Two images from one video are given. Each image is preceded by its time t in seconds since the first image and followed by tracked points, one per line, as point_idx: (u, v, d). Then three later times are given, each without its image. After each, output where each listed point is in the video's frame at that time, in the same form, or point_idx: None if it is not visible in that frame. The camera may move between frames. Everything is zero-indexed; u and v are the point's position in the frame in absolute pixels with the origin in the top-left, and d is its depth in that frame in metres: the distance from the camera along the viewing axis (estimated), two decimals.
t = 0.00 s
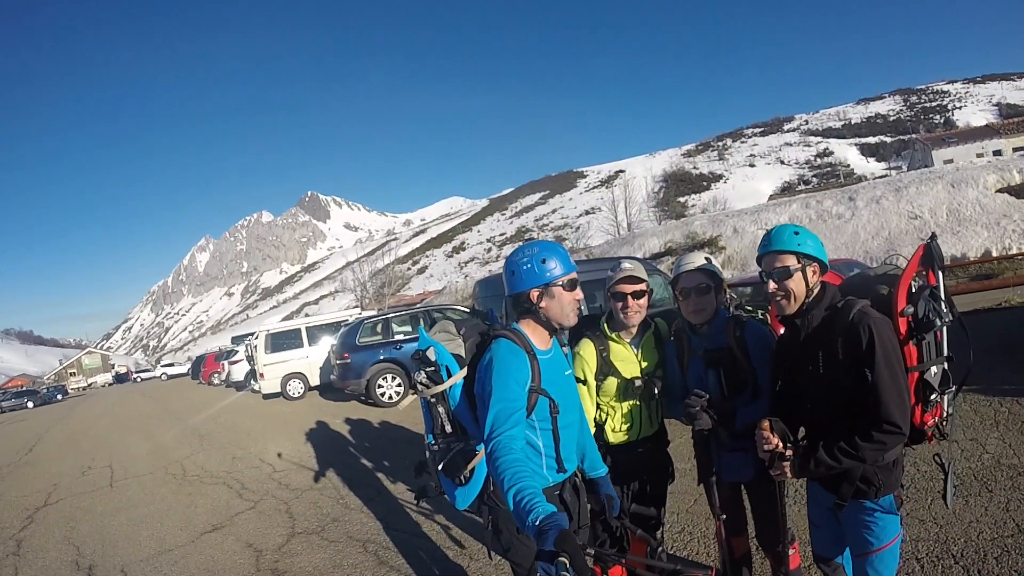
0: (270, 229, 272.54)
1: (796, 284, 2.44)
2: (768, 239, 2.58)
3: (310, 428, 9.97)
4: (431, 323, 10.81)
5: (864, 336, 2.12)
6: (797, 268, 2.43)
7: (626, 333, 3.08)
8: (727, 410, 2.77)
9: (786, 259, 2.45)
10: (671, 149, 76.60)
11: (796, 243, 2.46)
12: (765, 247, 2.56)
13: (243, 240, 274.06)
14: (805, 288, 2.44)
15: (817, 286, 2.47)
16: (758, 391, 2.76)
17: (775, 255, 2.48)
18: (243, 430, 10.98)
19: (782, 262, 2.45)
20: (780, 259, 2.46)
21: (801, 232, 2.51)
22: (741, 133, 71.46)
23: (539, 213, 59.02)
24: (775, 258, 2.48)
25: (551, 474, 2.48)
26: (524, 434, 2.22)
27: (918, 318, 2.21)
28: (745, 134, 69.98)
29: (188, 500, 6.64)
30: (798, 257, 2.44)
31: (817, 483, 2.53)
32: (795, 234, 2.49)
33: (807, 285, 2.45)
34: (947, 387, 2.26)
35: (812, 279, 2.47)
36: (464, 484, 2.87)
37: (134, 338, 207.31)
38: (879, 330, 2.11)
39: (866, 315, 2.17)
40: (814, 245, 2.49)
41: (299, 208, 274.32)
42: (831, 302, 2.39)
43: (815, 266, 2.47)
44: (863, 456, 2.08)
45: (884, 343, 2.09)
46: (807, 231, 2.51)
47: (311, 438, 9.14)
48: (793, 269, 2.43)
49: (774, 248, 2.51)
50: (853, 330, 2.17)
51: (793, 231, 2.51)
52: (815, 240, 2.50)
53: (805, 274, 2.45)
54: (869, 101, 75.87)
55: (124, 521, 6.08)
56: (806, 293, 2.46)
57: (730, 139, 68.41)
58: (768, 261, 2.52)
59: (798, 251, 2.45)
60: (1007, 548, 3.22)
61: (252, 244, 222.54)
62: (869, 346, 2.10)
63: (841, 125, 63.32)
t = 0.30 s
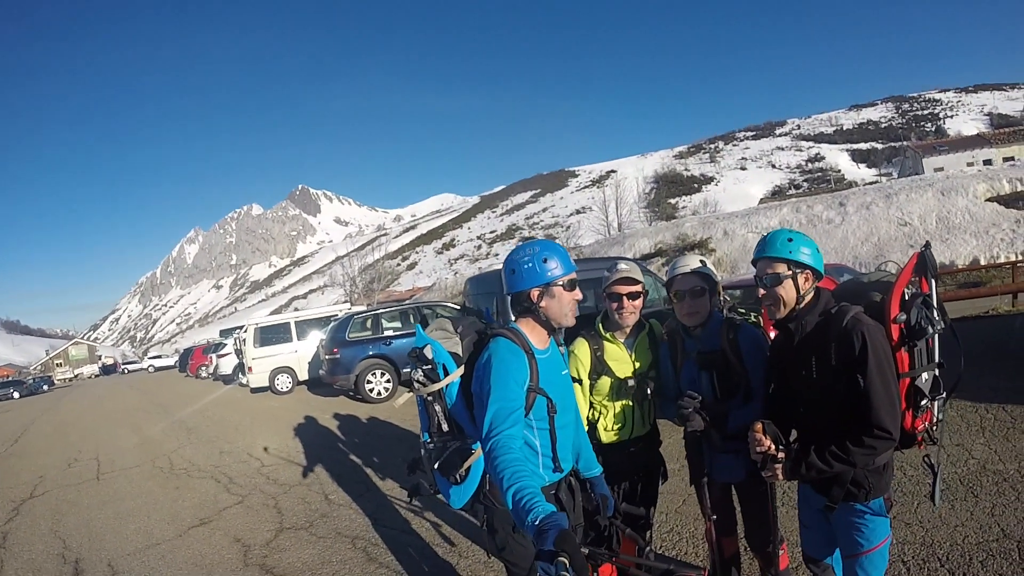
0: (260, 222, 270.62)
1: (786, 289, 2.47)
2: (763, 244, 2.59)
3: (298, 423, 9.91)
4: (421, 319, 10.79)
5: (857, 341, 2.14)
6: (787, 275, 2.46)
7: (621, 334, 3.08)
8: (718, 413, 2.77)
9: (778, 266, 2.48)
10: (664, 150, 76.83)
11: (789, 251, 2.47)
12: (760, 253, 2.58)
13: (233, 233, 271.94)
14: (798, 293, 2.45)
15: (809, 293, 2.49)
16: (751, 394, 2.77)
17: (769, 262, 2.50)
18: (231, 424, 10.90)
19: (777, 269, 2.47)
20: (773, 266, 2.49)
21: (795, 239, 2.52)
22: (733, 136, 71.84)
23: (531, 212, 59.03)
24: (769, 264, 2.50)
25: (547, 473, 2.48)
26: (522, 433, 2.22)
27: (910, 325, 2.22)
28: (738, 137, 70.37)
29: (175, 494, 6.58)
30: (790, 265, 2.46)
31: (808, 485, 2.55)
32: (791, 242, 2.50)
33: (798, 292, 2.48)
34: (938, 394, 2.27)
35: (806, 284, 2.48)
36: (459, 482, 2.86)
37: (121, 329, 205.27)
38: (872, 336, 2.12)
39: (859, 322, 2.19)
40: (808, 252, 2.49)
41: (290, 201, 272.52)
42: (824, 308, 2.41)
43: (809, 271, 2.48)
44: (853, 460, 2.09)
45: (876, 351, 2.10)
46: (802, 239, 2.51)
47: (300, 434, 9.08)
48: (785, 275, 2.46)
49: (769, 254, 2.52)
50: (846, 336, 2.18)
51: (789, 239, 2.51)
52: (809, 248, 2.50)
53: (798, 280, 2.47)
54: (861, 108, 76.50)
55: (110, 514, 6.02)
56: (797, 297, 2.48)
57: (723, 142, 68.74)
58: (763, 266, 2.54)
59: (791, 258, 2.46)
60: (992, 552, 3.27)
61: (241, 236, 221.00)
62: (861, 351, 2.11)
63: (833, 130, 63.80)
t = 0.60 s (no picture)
0: (255, 229, 270.24)
1: (780, 286, 2.47)
2: (756, 242, 2.59)
3: (296, 430, 9.88)
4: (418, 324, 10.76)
5: (853, 336, 2.14)
6: (780, 272, 2.46)
7: (617, 333, 3.10)
8: (716, 410, 2.77)
9: (770, 263, 2.48)
10: (657, 152, 77.05)
11: (782, 248, 2.47)
12: (753, 250, 2.57)
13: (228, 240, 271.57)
14: (792, 289, 2.45)
15: (803, 289, 2.49)
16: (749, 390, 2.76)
17: (761, 259, 2.51)
18: (228, 432, 10.85)
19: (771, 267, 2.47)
20: (765, 263, 2.49)
21: (787, 236, 2.52)
22: (727, 137, 72.09)
23: (526, 215, 59.10)
24: (762, 262, 2.50)
25: (547, 473, 2.47)
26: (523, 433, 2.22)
27: (905, 319, 2.23)
28: (731, 138, 70.66)
29: (174, 502, 6.55)
30: (782, 262, 2.46)
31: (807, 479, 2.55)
32: (784, 240, 2.50)
33: (791, 288, 2.48)
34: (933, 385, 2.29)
35: (799, 280, 2.48)
36: (459, 484, 2.84)
37: (116, 338, 204.44)
38: (867, 330, 2.13)
39: (854, 316, 2.19)
40: (802, 250, 2.48)
41: (285, 208, 272.23)
42: (819, 303, 2.41)
43: (802, 268, 2.47)
44: (853, 453, 2.10)
45: (871, 344, 2.11)
46: (795, 236, 2.51)
47: (298, 440, 9.05)
48: (777, 272, 2.46)
49: (762, 251, 2.52)
50: (842, 331, 2.19)
51: (781, 236, 2.51)
52: (802, 244, 2.50)
53: (791, 276, 2.46)
54: (853, 107, 76.91)
55: (109, 523, 5.98)
56: (791, 294, 2.48)
57: (717, 143, 68.98)
58: (756, 263, 2.55)
59: (783, 256, 2.46)
60: (992, 544, 3.27)
61: (237, 244, 220.47)
62: (856, 346, 2.12)
63: (826, 130, 64.08)
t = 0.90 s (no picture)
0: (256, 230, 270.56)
1: (781, 284, 2.47)
2: (757, 240, 2.58)
3: (298, 431, 9.89)
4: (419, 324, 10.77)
5: (854, 333, 2.15)
6: (781, 270, 2.46)
7: (618, 332, 3.10)
8: (718, 408, 2.76)
9: (771, 261, 2.47)
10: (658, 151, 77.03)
11: (783, 246, 2.46)
12: (754, 249, 2.56)
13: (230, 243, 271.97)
14: (792, 288, 2.45)
15: (804, 287, 2.49)
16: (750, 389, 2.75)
17: (763, 258, 2.50)
18: (230, 433, 10.86)
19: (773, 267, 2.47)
20: (766, 262, 2.49)
21: (788, 234, 2.51)
22: (727, 136, 72.10)
23: (526, 215, 59.10)
24: (763, 260, 2.50)
25: (549, 473, 2.48)
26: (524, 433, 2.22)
27: (907, 316, 2.23)
28: (732, 137, 70.68)
29: (176, 504, 6.55)
30: (782, 260, 2.45)
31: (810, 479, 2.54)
32: (786, 238, 2.48)
33: (792, 287, 2.48)
34: (937, 382, 2.28)
35: (801, 279, 2.47)
36: (460, 485, 2.84)
37: (118, 340, 204.42)
38: (868, 329, 2.13)
39: (856, 314, 2.20)
40: (803, 248, 2.48)
41: (286, 209, 272.51)
42: (821, 302, 2.42)
43: (804, 266, 2.47)
44: (855, 451, 2.09)
45: (872, 341, 2.12)
46: (796, 235, 2.51)
47: (300, 441, 9.06)
48: (778, 271, 2.45)
49: (763, 250, 2.51)
50: (843, 328, 2.20)
51: (782, 235, 2.50)
52: (803, 243, 2.50)
53: (792, 275, 2.46)
54: (853, 105, 76.88)
55: (111, 525, 5.99)
56: (792, 292, 2.48)
57: (717, 142, 68.97)
58: (758, 262, 2.54)
59: (784, 254, 2.44)
60: (994, 542, 3.27)
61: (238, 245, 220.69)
62: (856, 343, 2.13)
63: (826, 128, 64.01)
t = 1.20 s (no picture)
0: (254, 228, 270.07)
1: (786, 286, 2.45)
2: (760, 241, 2.57)
3: (296, 428, 9.88)
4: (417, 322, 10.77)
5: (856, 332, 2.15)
6: (785, 272, 2.45)
7: (615, 331, 3.10)
8: (717, 408, 2.76)
9: (776, 263, 2.46)
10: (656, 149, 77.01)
11: (787, 247, 2.45)
12: (758, 251, 2.55)
13: (227, 240, 271.49)
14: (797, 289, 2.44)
15: (807, 288, 2.48)
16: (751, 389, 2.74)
17: (767, 259, 2.48)
18: (228, 431, 10.84)
19: (775, 268, 2.46)
20: (771, 264, 2.47)
21: (792, 235, 2.50)
22: (725, 133, 72.09)
23: (524, 213, 59.07)
24: (767, 262, 2.48)
25: (548, 473, 2.48)
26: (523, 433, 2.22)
27: (909, 316, 2.23)
28: (730, 135, 70.69)
29: (174, 502, 6.54)
30: (787, 261, 2.44)
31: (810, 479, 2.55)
32: (789, 238, 2.48)
33: (797, 288, 2.47)
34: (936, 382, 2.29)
35: (804, 279, 2.47)
36: (460, 485, 2.84)
37: (115, 337, 204.00)
38: (869, 329, 2.14)
39: (858, 314, 2.20)
40: (805, 249, 2.47)
41: (284, 207, 272.10)
42: (823, 301, 2.42)
43: (806, 266, 2.46)
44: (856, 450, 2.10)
45: (873, 342, 2.12)
46: (799, 235, 2.50)
47: (298, 439, 9.05)
48: (783, 273, 2.44)
49: (768, 251, 2.49)
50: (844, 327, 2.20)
51: (786, 236, 2.50)
52: (806, 243, 2.49)
53: (796, 276, 2.45)
54: (852, 103, 76.93)
55: (109, 524, 5.98)
56: (797, 293, 2.47)
57: (715, 140, 68.98)
58: (761, 263, 2.51)
59: (788, 255, 2.43)
60: (992, 542, 3.28)
61: (236, 242, 220.28)
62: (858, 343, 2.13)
63: (824, 127, 64.04)
